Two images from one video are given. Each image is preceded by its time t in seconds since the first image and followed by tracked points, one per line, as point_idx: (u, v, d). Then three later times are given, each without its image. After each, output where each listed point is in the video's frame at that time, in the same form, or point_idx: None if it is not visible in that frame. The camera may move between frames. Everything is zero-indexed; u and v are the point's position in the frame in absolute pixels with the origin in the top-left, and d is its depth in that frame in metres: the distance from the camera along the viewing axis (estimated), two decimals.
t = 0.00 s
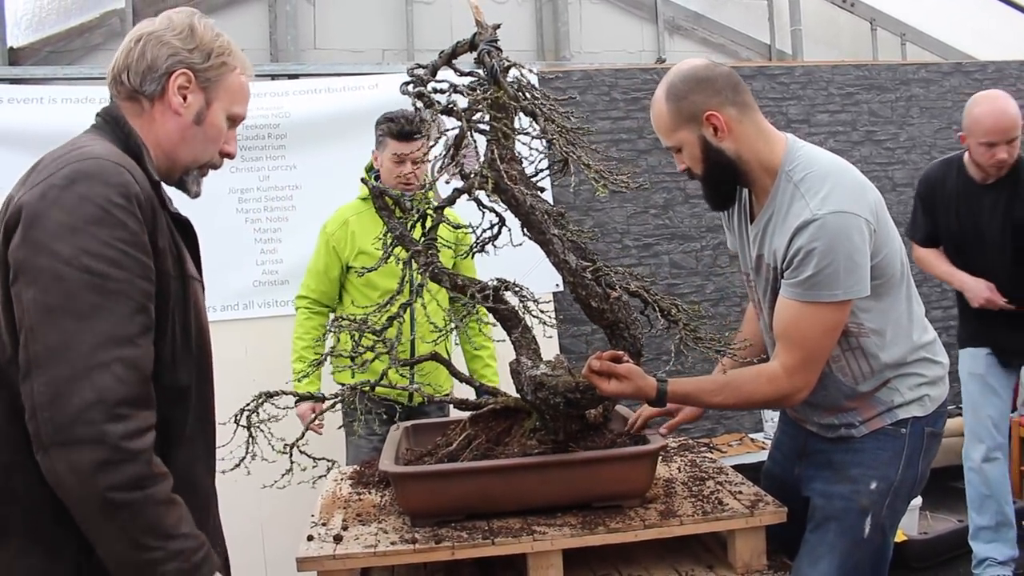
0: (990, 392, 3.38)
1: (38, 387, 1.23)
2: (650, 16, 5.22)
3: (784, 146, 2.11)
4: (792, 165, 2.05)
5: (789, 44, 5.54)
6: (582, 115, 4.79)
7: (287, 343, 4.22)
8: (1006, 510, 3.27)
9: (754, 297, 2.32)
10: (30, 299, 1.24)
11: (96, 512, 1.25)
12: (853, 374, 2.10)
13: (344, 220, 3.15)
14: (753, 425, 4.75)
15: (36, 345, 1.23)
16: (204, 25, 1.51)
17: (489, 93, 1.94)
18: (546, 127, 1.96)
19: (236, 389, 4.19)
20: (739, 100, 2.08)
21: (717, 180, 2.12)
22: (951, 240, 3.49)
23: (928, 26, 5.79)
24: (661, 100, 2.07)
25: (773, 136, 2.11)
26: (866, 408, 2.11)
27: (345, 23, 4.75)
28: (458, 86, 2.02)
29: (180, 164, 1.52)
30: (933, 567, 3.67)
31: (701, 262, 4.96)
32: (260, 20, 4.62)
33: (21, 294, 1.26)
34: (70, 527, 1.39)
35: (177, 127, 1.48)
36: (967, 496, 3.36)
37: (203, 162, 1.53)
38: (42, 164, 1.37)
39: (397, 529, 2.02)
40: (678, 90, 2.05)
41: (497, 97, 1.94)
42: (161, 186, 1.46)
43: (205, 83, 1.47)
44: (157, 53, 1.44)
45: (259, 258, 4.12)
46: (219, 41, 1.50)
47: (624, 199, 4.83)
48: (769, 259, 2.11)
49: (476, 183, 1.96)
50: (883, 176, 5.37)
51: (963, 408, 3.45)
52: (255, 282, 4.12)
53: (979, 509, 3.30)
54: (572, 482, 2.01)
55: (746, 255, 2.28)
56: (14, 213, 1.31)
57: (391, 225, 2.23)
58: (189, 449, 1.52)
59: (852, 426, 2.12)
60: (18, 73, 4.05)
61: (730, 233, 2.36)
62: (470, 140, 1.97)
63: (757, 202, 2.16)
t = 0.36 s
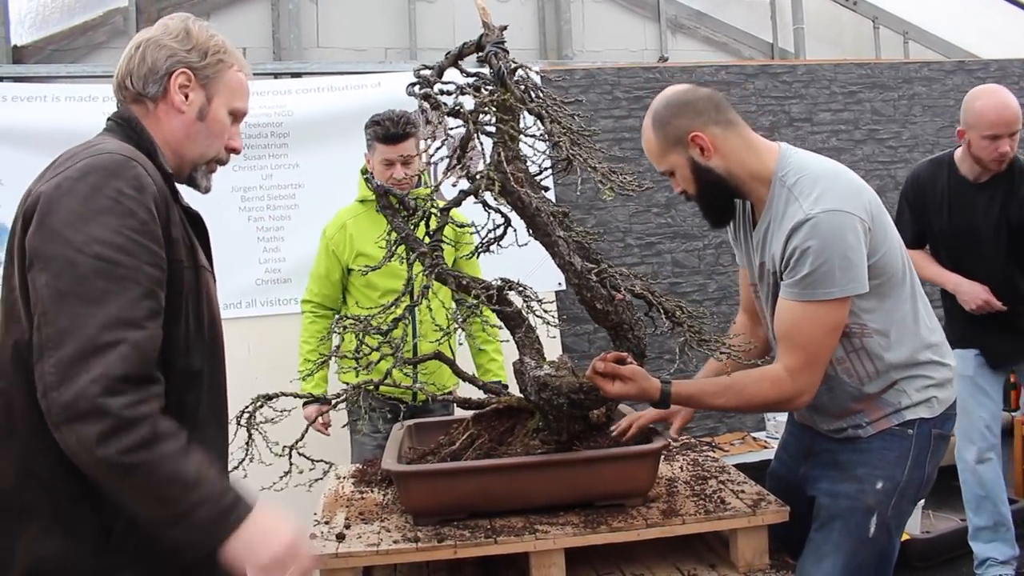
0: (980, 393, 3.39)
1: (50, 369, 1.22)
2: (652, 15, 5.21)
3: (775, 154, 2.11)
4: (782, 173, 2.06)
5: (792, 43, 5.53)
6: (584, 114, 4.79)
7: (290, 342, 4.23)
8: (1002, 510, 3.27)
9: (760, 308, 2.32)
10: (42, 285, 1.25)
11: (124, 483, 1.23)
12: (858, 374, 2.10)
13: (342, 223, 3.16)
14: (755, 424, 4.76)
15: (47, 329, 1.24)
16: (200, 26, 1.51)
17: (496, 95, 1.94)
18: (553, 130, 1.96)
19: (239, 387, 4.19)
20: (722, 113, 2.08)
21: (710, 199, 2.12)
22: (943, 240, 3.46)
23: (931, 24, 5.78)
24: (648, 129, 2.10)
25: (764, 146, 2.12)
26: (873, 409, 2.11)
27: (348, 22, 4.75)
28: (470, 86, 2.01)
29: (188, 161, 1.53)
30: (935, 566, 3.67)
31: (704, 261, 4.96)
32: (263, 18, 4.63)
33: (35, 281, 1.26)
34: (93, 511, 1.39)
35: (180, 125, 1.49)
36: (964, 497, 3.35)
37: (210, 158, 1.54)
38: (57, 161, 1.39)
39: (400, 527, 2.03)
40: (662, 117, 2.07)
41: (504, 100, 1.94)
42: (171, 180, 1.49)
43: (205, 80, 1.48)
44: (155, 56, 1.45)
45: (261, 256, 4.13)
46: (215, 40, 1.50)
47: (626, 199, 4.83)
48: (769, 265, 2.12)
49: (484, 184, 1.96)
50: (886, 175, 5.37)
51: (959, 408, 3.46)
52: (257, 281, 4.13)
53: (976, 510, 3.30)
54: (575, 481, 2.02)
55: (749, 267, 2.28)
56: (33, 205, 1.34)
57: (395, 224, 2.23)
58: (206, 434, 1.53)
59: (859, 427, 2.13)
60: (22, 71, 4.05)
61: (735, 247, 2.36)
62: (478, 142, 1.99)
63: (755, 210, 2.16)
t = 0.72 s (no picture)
0: (993, 400, 3.36)
1: (123, 288, 1.15)
2: (660, 16, 5.20)
3: (775, 162, 2.10)
4: (781, 181, 2.06)
5: (799, 45, 5.52)
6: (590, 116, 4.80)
7: (297, 342, 4.24)
8: (1013, 516, 3.24)
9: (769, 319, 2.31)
10: (87, 246, 1.22)
11: (240, 292, 1.14)
12: (867, 378, 2.09)
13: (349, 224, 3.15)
14: (761, 426, 4.75)
15: (105, 271, 1.19)
16: (191, 20, 1.53)
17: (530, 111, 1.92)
18: (579, 143, 1.97)
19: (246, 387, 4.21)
20: (717, 123, 2.09)
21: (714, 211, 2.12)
22: (951, 243, 3.41)
23: (939, 26, 5.77)
24: (650, 144, 2.10)
25: (765, 155, 2.11)
26: (884, 412, 2.11)
27: (356, 22, 4.76)
28: (498, 97, 2.02)
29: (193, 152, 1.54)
30: (942, 570, 3.66)
31: (710, 263, 4.96)
32: (270, 19, 4.65)
33: (80, 250, 1.24)
34: (126, 503, 1.45)
35: (179, 119, 1.51)
36: (972, 503, 3.33)
37: (215, 148, 1.54)
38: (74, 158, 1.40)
39: (406, 528, 2.03)
40: (662, 132, 2.08)
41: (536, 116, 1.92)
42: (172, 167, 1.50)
43: (197, 72, 1.49)
44: (146, 56, 1.47)
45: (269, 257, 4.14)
46: (204, 32, 1.50)
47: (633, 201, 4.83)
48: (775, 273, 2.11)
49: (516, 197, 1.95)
50: (893, 177, 5.35)
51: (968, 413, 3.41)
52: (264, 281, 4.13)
53: (985, 516, 3.29)
54: (583, 483, 2.02)
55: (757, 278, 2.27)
56: (63, 196, 1.32)
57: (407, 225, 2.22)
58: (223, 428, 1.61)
59: (870, 430, 2.12)
60: (32, 71, 4.08)
61: (741, 258, 2.35)
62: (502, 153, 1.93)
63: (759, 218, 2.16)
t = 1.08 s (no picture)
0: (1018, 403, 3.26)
1: (193, 231, 1.26)
2: (665, 19, 5.20)
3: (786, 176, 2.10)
4: (789, 203, 2.04)
5: (804, 47, 5.50)
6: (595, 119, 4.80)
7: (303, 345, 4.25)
8: None
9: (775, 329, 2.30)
10: (133, 216, 1.30)
11: (307, 207, 1.25)
12: (874, 395, 2.08)
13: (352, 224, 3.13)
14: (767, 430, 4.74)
15: (162, 229, 1.28)
16: (171, 18, 1.56)
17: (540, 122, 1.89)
18: (591, 152, 1.94)
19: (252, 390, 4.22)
20: (733, 139, 2.06)
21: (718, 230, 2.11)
22: (965, 243, 3.35)
23: (945, 28, 5.76)
24: (662, 138, 2.04)
25: (774, 170, 2.10)
26: (887, 416, 2.11)
27: (361, 26, 4.77)
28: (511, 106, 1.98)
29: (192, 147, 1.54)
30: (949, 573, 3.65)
31: (716, 266, 4.96)
32: (276, 22, 4.67)
33: (116, 228, 1.32)
34: (165, 485, 1.45)
35: (172, 116, 1.53)
36: (983, 508, 3.23)
37: (212, 140, 1.55)
38: (82, 155, 1.44)
39: (411, 531, 2.03)
40: (680, 129, 2.03)
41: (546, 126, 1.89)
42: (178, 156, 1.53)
43: (184, 66, 1.51)
44: (133, 58, 1.50)
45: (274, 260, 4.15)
46: (185, 28, 1.53)
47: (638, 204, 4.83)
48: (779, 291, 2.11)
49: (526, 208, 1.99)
50: (899, 180, 5.34)
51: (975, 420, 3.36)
52: (270, 284, 4.15)
53: (997, 521, 3.18)
54: (588, 483, 2.01)
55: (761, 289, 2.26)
56: (78, 190, 1.37)
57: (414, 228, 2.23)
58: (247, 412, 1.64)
59: (875, 435, 2.12)
60: (40, 74, 4.11)
61: (742, 262, 2.34)
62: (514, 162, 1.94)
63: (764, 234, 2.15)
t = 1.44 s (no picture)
0: None
1: (206, 199, 1.29)
2: (668, 22, 5.21)
3: (795, 184, 2.10)
4: (795, 213, 2.04)
5: (808, 49, 5.50)
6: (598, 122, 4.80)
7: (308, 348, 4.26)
8: None
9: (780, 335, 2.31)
10: (144, 197, 1.32)
11: (318, 163, 1.31)
12: (880, 401, 2.08)
13: (354, 228, 3.15)
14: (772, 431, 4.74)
15: (175, 203, 1.30)
16: (190, 23, 1.55)
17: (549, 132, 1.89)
18: (601, 165, 1.94)
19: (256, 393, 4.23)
20: (742, 147, 2.06)
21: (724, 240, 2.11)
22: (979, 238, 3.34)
23: (949, 29, 5.75)
24: (674, 137, 2.02)
25: (781, 177, 2.10)
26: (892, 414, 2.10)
27: (365, 30, 4.78)
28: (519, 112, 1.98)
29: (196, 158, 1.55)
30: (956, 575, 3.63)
31: (720, 267, 4.96)
32: (280, 26, 4.68)
33: (125, 215, 1.33)
34: (181, 473, 1.45)
35: (181, 125, 1.53)
36: (990, 505, 3.23)
37: (214, 155, 1.57)
38: (87, 151, 1.44)
39: (416, 535, 2.04)
40: (695, 128, 2.01)
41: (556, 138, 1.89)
42: (186, 154, 1.53)
43: (200, 78, 1.51)
44: (149, 60, 1.50)
45: (278, 264, 4.14)
46: (205, 38, 1.53)
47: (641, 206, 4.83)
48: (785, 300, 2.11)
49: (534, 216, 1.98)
50: (903, 181, 5.33)
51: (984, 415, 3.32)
52: (274, 288, 4.15)
53: (1003, 518, 3.18)
54: (592, 485, 2.01)
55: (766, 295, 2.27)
56: (81, 185, 1.38)
57: (419, 232, 2.24)
58: (260, 398, 1.64)
59: (881, 436, 2.11)
60: (45, 80, 4.13)
61: (746, 265, 2.34)
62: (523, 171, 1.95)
63: (770, 242, 2.15)
